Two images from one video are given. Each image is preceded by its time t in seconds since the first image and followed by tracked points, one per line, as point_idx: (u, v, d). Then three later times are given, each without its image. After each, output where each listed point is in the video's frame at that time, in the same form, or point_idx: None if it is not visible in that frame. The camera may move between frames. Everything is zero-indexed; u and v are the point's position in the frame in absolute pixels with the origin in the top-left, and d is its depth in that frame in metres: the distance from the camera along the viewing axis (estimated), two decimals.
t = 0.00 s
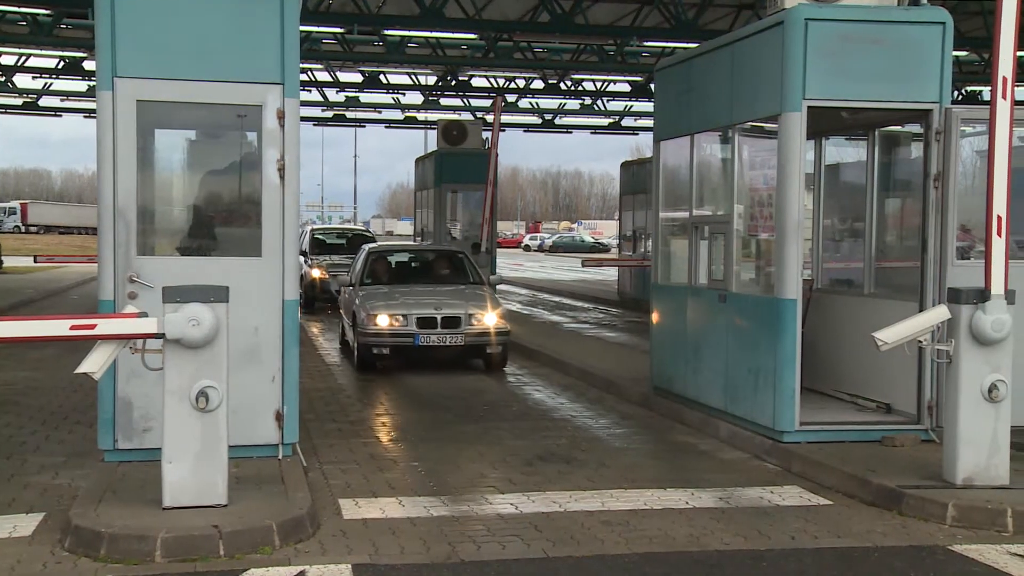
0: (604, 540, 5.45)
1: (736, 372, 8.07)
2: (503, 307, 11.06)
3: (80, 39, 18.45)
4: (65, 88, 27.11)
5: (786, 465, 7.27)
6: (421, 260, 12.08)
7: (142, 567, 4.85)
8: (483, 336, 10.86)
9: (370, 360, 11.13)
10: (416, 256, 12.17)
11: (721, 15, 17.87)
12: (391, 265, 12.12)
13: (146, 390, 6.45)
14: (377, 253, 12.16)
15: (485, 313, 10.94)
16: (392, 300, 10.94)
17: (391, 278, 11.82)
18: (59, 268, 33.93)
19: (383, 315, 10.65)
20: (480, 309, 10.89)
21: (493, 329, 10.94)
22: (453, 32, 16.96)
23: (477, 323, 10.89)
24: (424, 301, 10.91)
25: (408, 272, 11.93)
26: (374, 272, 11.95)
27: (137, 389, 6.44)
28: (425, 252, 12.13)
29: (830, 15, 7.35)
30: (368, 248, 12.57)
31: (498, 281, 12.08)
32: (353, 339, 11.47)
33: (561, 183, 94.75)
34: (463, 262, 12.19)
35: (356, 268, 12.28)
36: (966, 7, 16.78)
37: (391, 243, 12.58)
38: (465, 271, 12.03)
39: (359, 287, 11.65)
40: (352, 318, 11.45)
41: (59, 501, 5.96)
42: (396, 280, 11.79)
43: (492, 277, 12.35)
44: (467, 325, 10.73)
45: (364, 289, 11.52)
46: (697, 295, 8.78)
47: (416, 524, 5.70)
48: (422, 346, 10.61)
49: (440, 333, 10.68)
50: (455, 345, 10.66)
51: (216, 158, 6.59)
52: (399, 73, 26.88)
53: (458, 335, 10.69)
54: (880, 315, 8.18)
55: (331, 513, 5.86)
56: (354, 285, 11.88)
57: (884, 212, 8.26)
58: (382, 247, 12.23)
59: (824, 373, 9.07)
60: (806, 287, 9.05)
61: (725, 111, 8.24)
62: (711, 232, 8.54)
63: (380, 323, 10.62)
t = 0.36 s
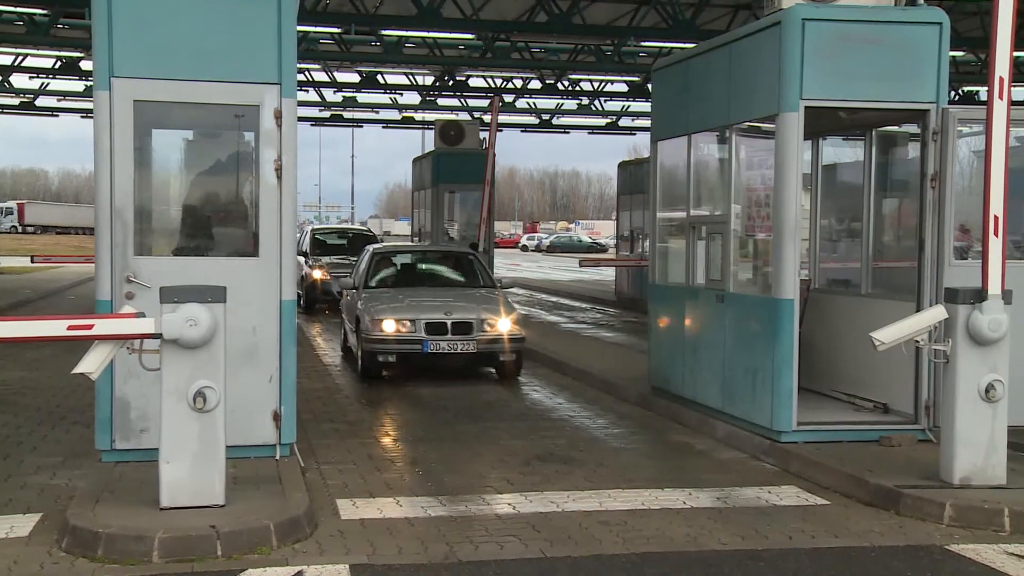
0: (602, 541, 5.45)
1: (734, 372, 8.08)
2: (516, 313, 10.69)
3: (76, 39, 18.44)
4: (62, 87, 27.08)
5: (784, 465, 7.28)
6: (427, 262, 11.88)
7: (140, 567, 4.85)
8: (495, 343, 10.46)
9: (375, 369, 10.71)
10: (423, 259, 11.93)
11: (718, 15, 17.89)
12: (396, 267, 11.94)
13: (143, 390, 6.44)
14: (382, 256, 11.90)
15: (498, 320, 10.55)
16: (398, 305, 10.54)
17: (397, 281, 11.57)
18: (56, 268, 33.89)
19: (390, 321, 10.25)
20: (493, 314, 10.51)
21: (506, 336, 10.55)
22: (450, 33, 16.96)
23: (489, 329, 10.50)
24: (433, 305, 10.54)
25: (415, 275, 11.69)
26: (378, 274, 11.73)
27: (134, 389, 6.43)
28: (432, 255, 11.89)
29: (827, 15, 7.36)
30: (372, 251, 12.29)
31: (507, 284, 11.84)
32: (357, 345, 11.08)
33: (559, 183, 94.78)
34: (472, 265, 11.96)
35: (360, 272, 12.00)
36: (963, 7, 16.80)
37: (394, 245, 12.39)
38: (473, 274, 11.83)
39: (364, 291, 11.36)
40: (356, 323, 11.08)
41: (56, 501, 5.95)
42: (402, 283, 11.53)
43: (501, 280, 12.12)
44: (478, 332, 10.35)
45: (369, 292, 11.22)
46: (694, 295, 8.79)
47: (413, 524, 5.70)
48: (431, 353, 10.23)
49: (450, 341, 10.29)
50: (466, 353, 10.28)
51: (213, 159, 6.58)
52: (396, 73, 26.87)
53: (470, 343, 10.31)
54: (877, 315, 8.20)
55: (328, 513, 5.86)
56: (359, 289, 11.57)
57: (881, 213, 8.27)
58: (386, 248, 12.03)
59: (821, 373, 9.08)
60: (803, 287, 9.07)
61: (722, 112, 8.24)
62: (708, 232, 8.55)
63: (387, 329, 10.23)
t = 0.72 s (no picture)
0: (600, 540, 5.45)
1: (732, 372, 8.08)
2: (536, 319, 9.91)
3: (74, 39, 18.43)
4: (59, 87, 27.07)
5: (781, 465, 7.28)
6: (436, 264, 11.24)
7: (137, 567, 4.84)
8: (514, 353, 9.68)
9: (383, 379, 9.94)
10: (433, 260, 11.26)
11: (716, 15, 17.90)
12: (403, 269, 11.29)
13: (140, 390, 6.44)
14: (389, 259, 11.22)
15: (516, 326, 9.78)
16: (407, 309, 9.76)
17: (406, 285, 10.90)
18: (53, 268, 33.87)
19: (398, 327, 9.47)
20: (509, 321, 9.74)
21: (524, 344, 9.76)
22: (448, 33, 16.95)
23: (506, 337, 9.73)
24: (445, 309, 9.76)
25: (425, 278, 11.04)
26: (385, 277, 11.06)
27: (132, 390, 6.43)
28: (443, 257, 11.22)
29: (825, 15, 7.36)
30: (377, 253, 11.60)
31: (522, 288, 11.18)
32: (363, 355, 10.34)
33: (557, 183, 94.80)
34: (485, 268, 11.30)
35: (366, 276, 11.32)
36: (960, 7, 16.83)
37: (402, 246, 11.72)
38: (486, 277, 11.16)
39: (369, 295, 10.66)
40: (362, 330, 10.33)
41: (53, 501, 5.95)
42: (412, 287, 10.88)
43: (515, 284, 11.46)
44: (494, 340, 9.56)
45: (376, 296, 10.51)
46: (692, 295, 8.80)
47: (411, 524, 5.70)
48: (442, 363, 9.43)
49: (464, 349, 9.50)
50: (481, 362, 9.49)
51: (211, 159, 6.58)
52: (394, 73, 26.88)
53: (485, 351, 9.52)
54: (875, 315, 8.20)
55: (326, 513, 5.85)
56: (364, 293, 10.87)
57: (879, 212, 8.28)
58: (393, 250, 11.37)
59: (819, 373, 9.08)
60: (801, 287, 9.08)
61: (720, 112, 8.24)
62: (706, 232, 8.56)
63: (395, 336, 9.45)
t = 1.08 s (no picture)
0: (598, 541, 5.46)
1: (730, 373, 8.08)
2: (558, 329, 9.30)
3: (72, 39, 18.42)
4: (57, 87, 27.05)
5: (780, 465, 7.28)
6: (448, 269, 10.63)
7: (136, 568, 4.84)
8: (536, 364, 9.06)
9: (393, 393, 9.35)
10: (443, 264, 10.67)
11: (714, 15, 17.91)
12: (411, 273, 10.72)
13: (139, 390, 6.44)
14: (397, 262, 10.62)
15: (536, 336, 9.17)
16: (420, 318, 9.15)
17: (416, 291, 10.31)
18: (51, 268, 33.83)
19: (410, 338, 8.87)
20: (529, 330, 9.12)
21: (544, 354, 9.13)
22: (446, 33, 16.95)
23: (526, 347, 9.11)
24: (459, 318, 9.17)
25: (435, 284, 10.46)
26: (393, 282, 10.45)
27: (130, 390, 6.43)
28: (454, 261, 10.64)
29: (823, 15, 7.37)
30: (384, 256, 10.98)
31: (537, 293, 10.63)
32: (371, 366, 9.73)
33: (555, 184, 94.82)
34: (498, 273, 10.73)
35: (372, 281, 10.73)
36: (958, 7, 16.84)
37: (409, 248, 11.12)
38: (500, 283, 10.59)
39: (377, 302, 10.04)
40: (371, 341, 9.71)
41: (51, 502, 5.95)
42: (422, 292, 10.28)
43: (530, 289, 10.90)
44: (513, 350, 8.94)
45: (385, 303, 9.91)
46: (690, 296, 8.80)
47: (409, 524, 5.70)
48: (458, 375, 8.83)
49: (481, 361, 8.88)
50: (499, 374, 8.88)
51: (209, 159, 6.58)
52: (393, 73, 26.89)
53: (503, 363, 8.90)
54: (873, 315, 8.21)
55: (325, 513, 5.86)
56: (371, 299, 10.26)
57: (877, 213, 8.28)
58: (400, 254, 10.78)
59: (817, 374, 9.08)
60: (799, 288, 9.09)
61: (718, 112, 8.25)
62: (704, 233, 8.57)
63: (406, 347, 8.85)
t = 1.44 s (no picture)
0: (596, 540, 5.45)
1: (728, 373, 8.08)
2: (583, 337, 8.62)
3: (70, 38, 18.40)
4: (55, 87, 27.03)
5: (777, 465, 7.28)
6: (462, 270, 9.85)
7: (133, 568, 4.84)
8: (562, 373, 8.39)
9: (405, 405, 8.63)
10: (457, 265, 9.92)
11: (712, 15, 17.92)
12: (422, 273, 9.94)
13: (136, 390, 6.43)
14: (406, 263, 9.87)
15: (560, 343, 8.50)
16: (434, 324, 8.46)
17: (427, 292, 9.53)
18: (48, 268, 33.80)
19: (424, 345, 8.19)
20: (553, 337, 8.45)
21: (570, 363, 8.46)
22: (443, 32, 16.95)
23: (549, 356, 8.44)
24: (477, 324, 8.49)
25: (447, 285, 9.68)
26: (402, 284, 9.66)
27: (127, 390, 6.42)
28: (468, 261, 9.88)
29: (821, 15, 7.37)
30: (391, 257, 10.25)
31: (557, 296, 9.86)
32: (380, 375, 9.02)
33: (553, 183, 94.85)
34: (514, 274, 9.97)
35: (378, 283, 9.99)
36: (955, 7, 16.87)
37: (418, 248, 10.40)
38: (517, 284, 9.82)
39: (386, 305, 9.30)
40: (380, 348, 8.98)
41: (48, 501, 5.94)
42: (433, 293, 9.50)
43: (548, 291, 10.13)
44: (536, 359, 8.28)
45: (394, 305, 9.18)
46: (688, 295, 8.80)
47: (407, 524, 5.70)
48: (476, 386, 8.15)
49: (501, 371, 8.21)
50: (521, 385, 8.21)
51: (207, 158, 6.58)
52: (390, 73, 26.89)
53: (526, 372, 8.24)
54: (871, 314, 8.21)
55: (322, 513, 5.85)
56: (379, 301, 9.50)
57: (874, 212, 8.29)
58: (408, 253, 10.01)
59: (815, 373, 9.08)
60: (797, 287, 9.09)
61: (716, 112, 8.25)
62: (702, 232, 8.58)
63: (421, 355, 8.16)
